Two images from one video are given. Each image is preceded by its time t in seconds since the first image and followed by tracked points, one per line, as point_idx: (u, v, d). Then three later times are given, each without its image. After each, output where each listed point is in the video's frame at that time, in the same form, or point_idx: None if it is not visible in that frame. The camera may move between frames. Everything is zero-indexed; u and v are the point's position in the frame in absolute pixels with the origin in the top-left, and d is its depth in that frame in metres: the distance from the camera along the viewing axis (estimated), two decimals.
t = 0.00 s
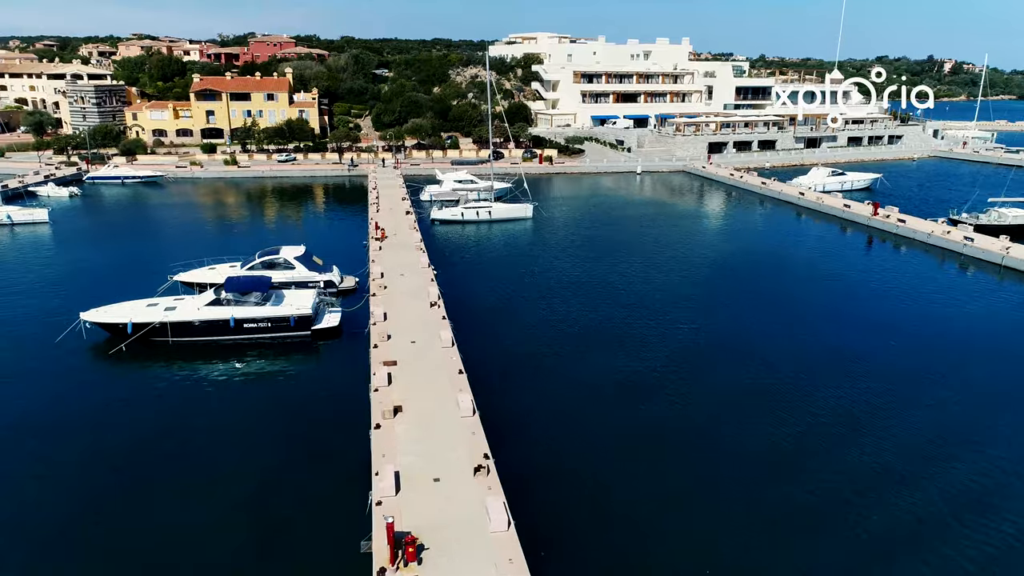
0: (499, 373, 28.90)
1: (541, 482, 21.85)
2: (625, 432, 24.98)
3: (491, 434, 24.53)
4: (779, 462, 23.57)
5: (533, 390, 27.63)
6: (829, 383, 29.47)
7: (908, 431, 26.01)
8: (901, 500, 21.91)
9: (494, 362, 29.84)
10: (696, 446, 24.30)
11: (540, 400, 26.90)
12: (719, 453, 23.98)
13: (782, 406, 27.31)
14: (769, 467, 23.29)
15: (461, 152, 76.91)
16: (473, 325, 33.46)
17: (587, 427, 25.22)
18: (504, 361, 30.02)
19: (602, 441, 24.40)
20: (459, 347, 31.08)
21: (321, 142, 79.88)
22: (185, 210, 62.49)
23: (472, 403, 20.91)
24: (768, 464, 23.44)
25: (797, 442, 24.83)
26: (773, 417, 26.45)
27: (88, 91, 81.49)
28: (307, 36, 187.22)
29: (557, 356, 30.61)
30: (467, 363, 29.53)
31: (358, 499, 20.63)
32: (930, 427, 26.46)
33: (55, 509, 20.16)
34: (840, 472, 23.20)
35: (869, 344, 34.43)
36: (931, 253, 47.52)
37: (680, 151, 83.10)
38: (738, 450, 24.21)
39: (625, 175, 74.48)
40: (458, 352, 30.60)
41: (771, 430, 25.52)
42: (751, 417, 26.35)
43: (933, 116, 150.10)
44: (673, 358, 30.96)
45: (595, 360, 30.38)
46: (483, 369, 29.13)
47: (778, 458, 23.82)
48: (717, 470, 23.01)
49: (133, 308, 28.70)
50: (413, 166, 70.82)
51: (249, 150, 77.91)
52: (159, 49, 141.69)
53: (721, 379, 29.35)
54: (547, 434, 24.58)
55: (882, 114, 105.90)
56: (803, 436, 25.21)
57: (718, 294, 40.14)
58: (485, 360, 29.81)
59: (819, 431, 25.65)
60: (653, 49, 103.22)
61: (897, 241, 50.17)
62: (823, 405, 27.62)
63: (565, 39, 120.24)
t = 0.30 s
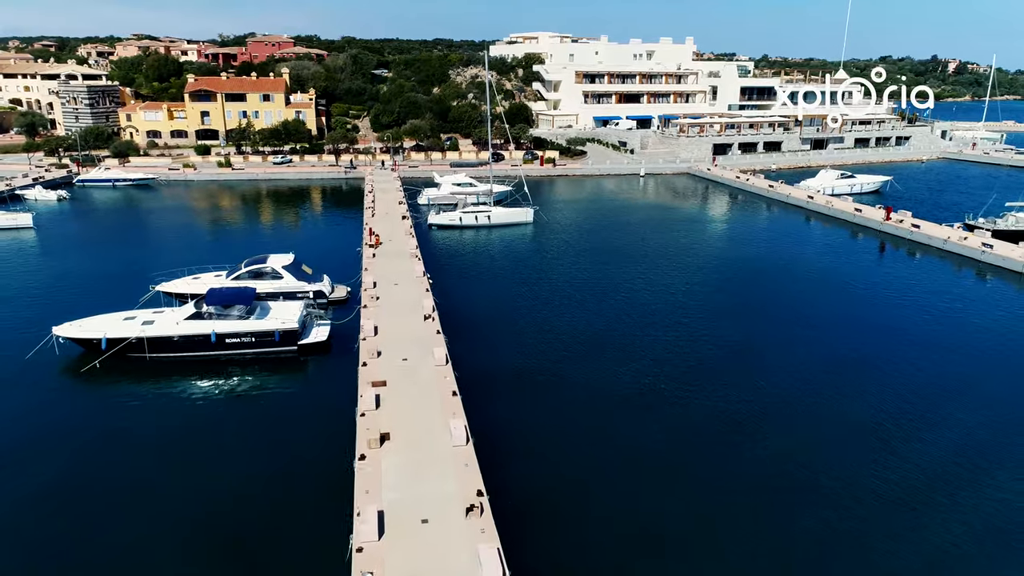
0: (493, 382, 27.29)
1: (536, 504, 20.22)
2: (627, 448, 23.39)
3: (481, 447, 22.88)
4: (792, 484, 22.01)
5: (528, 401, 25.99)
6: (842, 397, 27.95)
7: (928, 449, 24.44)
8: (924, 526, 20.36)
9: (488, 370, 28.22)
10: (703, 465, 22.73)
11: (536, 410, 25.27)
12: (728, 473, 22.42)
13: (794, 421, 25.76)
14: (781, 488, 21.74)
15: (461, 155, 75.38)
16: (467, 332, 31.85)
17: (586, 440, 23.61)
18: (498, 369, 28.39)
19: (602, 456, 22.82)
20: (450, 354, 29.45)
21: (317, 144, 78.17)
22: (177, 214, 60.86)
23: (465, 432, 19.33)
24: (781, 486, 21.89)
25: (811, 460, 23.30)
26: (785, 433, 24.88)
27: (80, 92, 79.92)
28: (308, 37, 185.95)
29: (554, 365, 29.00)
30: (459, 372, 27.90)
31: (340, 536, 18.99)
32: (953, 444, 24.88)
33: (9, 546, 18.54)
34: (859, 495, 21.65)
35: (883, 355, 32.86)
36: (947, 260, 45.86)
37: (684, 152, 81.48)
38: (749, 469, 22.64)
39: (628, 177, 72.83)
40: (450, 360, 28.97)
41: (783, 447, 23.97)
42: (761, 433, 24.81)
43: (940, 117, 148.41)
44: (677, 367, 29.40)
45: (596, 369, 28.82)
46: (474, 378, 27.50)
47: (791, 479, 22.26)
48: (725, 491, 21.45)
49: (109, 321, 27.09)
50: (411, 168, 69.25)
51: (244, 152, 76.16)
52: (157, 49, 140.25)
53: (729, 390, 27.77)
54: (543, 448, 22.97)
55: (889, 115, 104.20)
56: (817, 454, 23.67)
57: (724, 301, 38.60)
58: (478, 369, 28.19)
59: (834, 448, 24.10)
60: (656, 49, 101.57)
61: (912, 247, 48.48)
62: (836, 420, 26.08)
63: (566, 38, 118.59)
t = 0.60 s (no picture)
0: (486, 395, 25.76)
1: (533, 530, 18.60)
2: (630, 466, 21.92)
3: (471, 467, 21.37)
4: (807, 505, 20.56)
5: (523, 415, 24.49)
6: (855, 411, 26.53)
7: (950, 466, 22.99)
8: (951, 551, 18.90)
9: (481, 383, 26.73)
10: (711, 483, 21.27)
11: (531, 425, 23.80)
12: (737, 493, 20.96)
13: (806, 436, 24.29)
14: (796, 510, 20.26)
15: (460, 157, 73.87)
16: (460, 344, 30.37)
17: (585, 458, 22.14)
18: (492, 382, 26.91)
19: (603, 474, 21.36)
20: (441, 366, 27.92)
21: (313, 146, 76.27)
22: (168, 218, 59.28)
23: (458, 464, 17.77)
24: (795, 507, 20.42)
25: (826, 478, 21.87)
26: (797, 448, 23.45)
27: (73, 92, 78.38)
28: (307, 38, 184.63)
29: (551, 378, 27.56)
30: (451, 385, 26.39)
31: None
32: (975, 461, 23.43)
33: None
34: (879, 516, 20.20)
35: (897, 365, 31.43)
36: (964, 266, 44.18)
37: (688, 154, 79.90)
38: (760, 488, 21.20)
39: (631, 180, 71.18)
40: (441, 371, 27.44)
41: (795, 464, 22.53)
42: (771, 449, 23.37)
43: (946, 117, 146.65)
44: (681, 379, 27.96)
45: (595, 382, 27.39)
46: (467, 391, 26.00)
47: (805, 499, 20.80)
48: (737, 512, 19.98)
49: (82, 337, 25.50)
50: (410, 171, 67.66)
51: (239, 155, 74.06)
52: (154, 49, 138.76)
53: (735, 403, 26.37)
54: (538, 467, 21.47)
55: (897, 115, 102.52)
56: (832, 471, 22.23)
57: (728, 308, 37.16)
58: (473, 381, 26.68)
59: (850, 465, 22.65)
60: (659, 48, 99.94)
61: (925, 253, 46.91)
62: (851, 434, 24.63)
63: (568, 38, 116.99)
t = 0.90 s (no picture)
0: (478, 400, 24.37)
1: (526, 557, 17.28)
2: (633, 480, 20.70)
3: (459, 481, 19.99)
4: (822, 523, 19.42)
5: (517, 422, 23.15)
6: (868, 421, 25.38)
7: (967, 478, 21.95)
8: (978, 574, 17.79)
9: (474, 385, 25.35)
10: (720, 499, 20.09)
11: (525, 433, 22.50)
12: (745, 508, 19.83)
13: (817, 449, 23.15)
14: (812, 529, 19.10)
15: (459, 158, 72.29)
16: (450, 345, 28.91)
17: (584, 471, 20.88)
18: (486, 385, 25.52)
19: (603, 489, 20.14)
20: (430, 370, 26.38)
21: (309, 148, 74.80)
22: (161, 221, 57.86)
23: (447, 502, 16.27)
24: (811, 525, 19.29)
25: (842, 494, 20.71)
26: (809, 461, 22.28)
27: (65, 93, 76.90)
28: (307, 39, 183.22)
29: (547, 380, 26.24)
30: (439, 387, 24.95)
31: None
32: (995, 474, 22.36)
33: None
34: (898, 535, 19.07)
35: (905, 372, 30.39)
36: (983, 274, 42.44)
37: (692, 156, 78.34)
38: (771, 504, 20.04)
39: (634, 182, 69.56)
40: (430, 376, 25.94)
41: (808, 479, 21.41)
42: (782, 465, 22.04)
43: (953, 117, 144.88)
44: (684, 386, 26.79)
45: (596, 386, 26.12)
46: (456, 394, 24.64)
47: (821, 517, 19.66)
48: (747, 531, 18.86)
49: (52, 355, 23.93)
50: (408, 173, 66.13)
51: (233, 156, 72.80)
52: (151, 49, 137.26)
53: (740, 413, 25.19)
54: (533, 482, 20.13)
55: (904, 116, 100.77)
56: (847, 486, 21.11)
57: (735, 313, 35.95)
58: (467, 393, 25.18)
59: (865, 480, 21.50)
60: (662, 48, 98.24)
61: (939, 260, 45.22)
62: (864, 446, 23.52)
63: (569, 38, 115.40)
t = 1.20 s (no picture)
0: (471, 413, 23.37)
1: None
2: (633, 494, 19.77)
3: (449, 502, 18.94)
4: (833, 538, 18.46)
5: (512, 436, 22.16)
6: (878, 429, 24.43)
7: (983, 487, 21.03)
8: None
9: (466, 398, 24.36)
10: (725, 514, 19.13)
11: (520, 448, 21.52)
12: (753, 524, 18.88)
13: (825, 458, 22.20)
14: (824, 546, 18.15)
15: (458, 160, 70.78)
16: (443, 355, 27.88)
17: (582, 486, 19.95)
18: (479, 397, 24.52)
19: (602, 505, 19.21)
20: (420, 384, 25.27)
21: (305, 149, 73.33)
22: (152, 224, 56.42)
23: (435, 550, 14.74)
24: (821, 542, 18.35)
25: (851, 510, 19.63)
26: (817, 471, 21.34)
27: (57, 94, 75.45)
28: (308, 39, 182.12)
29: (543, 390, 25.28)
30: (431, 402, 23.89)
31: None
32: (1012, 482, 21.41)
33: None
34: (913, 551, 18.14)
35: (914, 378, 29.45)
36: (1002, 282, 40.74)
37: (697, 158, 76.74)
38: (779, 518, 19.11)
39: (638, 184, 67.96)
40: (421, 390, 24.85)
41: (817, 491, 20.48)
42: (789, 481, 20.84)
43: (960, 117, 143.23)
44: (686, 393, 25.87)
45: (594, 395, 25.18)
46: (448, 408, 23.61)
47: (831, 532, 18.70)
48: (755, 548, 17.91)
49: (17, 374, 22.39)
50: (405, 175, 64.64)
51: (228, 158, 71.38)
52: (149, 49, 135.86)
53: (744, 421, 24.28)
54: (528, 502, 19.11)
55: (912, 117, 99.13)
56: (859, 499, 20.15)
57: (737, 317, 34.97)
58: (460, 409, 23.73)
59: (877, 491, 20.57)
60: (666, 47, 96.54)
61: (954, 266, 43.67)
62: (875, 454, 22.55)
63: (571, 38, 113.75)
